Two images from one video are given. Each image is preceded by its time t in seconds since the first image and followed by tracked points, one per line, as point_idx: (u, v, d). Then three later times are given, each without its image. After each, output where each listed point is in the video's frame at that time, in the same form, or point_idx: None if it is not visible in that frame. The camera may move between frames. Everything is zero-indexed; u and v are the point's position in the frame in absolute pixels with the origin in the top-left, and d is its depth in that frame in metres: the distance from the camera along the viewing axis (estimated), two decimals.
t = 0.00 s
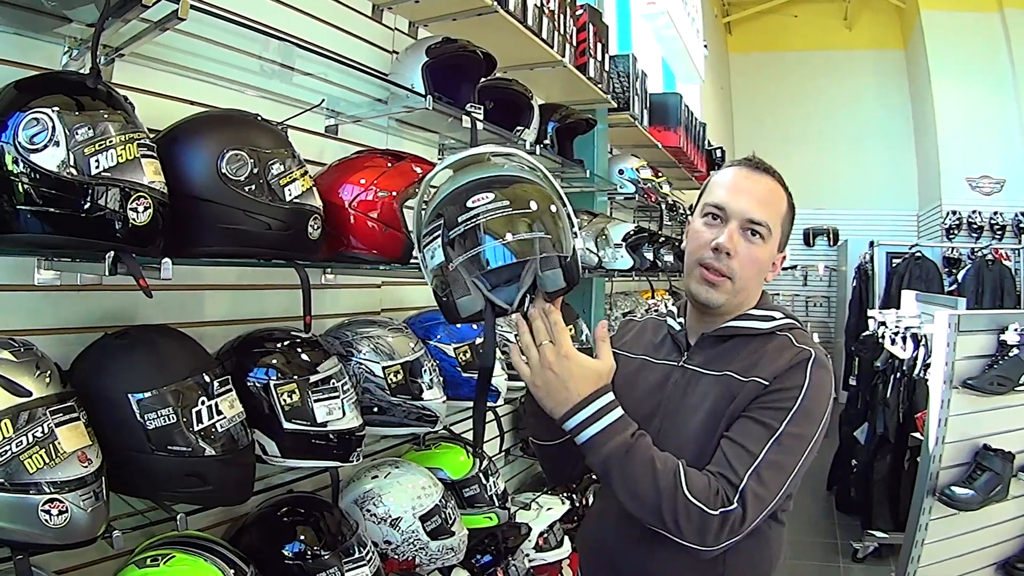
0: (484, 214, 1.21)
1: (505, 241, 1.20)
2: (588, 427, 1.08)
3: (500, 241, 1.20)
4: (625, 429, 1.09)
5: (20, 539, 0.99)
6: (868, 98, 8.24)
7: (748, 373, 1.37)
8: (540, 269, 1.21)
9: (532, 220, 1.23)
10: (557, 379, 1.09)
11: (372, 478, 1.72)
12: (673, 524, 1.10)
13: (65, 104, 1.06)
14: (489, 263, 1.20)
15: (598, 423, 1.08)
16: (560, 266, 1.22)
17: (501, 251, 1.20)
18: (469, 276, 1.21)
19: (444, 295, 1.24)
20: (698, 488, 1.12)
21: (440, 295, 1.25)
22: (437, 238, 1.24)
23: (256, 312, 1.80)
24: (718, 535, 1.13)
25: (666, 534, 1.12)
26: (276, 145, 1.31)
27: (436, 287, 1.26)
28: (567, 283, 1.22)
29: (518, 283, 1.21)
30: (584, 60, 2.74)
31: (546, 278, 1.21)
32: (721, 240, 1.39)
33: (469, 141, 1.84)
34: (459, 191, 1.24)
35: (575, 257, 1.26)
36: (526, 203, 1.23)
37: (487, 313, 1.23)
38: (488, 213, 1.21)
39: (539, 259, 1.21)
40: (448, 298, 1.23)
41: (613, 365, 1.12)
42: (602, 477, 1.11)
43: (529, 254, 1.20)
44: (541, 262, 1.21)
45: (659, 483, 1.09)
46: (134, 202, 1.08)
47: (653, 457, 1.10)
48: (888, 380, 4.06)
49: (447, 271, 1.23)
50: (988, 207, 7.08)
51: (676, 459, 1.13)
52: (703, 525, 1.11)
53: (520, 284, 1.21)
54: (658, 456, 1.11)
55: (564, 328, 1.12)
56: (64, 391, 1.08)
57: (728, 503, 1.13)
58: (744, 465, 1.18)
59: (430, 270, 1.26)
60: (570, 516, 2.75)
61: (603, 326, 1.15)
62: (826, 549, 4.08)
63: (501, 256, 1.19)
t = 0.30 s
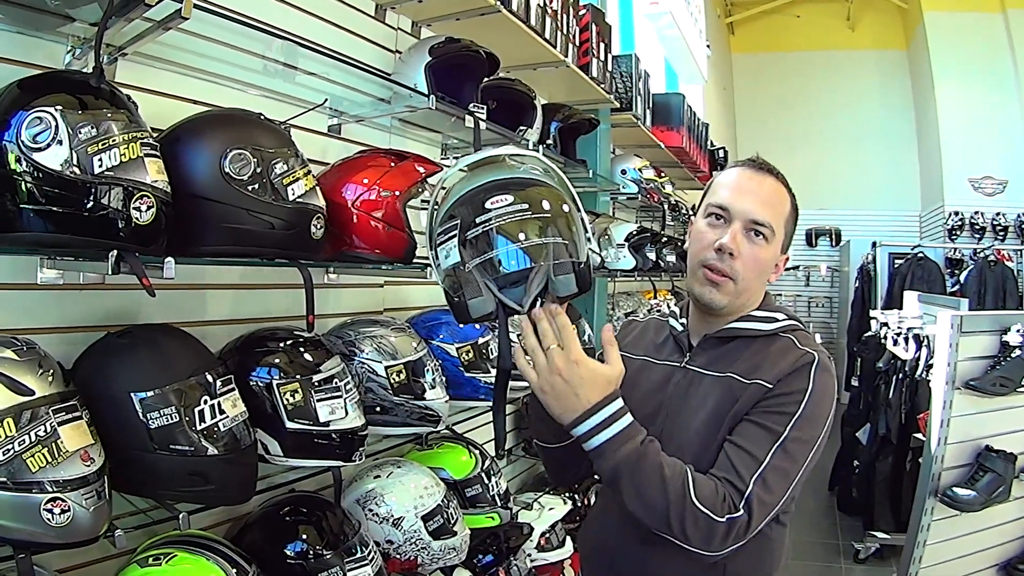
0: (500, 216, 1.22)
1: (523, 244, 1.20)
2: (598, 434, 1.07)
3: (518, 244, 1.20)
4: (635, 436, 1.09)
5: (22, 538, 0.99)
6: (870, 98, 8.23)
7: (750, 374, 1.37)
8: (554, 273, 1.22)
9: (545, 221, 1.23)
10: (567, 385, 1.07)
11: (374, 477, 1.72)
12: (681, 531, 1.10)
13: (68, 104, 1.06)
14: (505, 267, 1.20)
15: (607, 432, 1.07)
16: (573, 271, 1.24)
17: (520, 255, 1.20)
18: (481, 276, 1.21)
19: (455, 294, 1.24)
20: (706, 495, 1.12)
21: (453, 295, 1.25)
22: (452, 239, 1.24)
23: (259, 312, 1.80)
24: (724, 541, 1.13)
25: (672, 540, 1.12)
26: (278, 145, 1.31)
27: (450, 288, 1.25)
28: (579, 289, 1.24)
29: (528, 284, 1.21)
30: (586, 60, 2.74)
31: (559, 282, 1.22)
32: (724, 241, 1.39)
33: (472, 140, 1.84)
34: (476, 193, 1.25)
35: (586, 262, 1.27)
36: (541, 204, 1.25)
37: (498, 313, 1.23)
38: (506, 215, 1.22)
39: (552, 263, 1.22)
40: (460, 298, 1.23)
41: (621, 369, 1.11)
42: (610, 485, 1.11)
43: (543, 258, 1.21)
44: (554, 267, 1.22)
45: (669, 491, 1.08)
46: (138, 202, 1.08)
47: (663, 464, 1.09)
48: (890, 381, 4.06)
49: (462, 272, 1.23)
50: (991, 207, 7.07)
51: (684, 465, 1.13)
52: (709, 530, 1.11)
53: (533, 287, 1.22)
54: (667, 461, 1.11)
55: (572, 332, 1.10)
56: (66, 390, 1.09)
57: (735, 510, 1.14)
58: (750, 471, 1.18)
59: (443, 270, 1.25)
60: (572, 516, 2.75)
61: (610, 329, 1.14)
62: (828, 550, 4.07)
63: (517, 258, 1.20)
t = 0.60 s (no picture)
0: (507, 215, 1.22)
1: (530, 244, 1.20)
2: (615, 453, 1.04)
3: (526, 244, 1.20)
4: (653, 453, 1.07)
5: (22, 534, 0.99)
6: (872, 97, 8.22)
7: (752, 375, 1.37)
8: (559, 273, 1.22)
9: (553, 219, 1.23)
10: (580, 401, 1.03)
11: (375, 474, 1.72)
12: (703, 546, 1.10)
13: (69, 99, 1.06)
14: (512, 268, 1.20)
15: (626, 448, 1.04)
16: (578, 272, 1.24)
17: (528, 255, 1.20)
18: (487, 276, 1.21)
19: (460, 294, 1.24)
20: (725, 508, 1.11)
21: (457, 293, 1.24)
22: (459, 237, 1.24)
23: (261, 309, 1.80)
24: (744, 554, 1.12)
25: (693, 553, 1.11)
26: (280, 141, 1.31)
27: (454, 287, 1.25)
28: (584, 289, 1.25)
29: (532, 282, 1.22)
30: (588, 57, 2.73)
31: (564, 283, 1.23)
32: (725, 240, 1.39)
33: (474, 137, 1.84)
34: (483, 191, 1.24)
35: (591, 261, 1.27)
36: (548, 203, 1.25)
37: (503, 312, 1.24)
38: (513, 215, 1.22)
39: (557, 264, 1.22)
40: (464, 297, 1.23)
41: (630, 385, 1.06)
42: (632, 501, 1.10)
43: (552, 259, 1.21)
44: (559, 267, 1.22)
45: (690, 505, 1.08)
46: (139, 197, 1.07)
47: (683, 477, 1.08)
48: (891, 380, 4.06)
49: (467, 270, 1.22)
50: (993, 206, 7.05)
51: (702, 477, 1.13)
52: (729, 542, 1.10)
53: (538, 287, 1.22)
54: (685, 475, 1.10)
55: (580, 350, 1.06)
56: (67, 386, 1.08)
57: (754, 521, 1.13)
58: (763, 480, 1.17)
59: (448, 268, 1.25)
60: (574, 513, 2.75)
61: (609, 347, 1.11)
62: (829, 549, 4.08)
63: (528, 260, 1.20)
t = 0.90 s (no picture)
0: (495, 209, 1.25)
1: (516, 238, 1.23)
2: None
3: (512, 237, 1.23)
4: None
5: (22, 532, 0.99)
6: (874, 96, 8.21)
7: (756, 381, 1.38)
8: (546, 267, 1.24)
9: (547, 213, 1.26)
10: None
11: (375, 472, 1.72)
12: None
13: (70, 95, 1.05)
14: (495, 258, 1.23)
15: None
16: (567, 268, 1.25)
17: (513, 248, 1.23)
18: (473, 267, 1.25)
19: (450, 284, 1.28)
20: None
21: (447, 283, 1.29)
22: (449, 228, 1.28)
23: (261, 306, 1.80)
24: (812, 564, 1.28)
25: None
26: (280, 138, 1.30)
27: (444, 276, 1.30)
28: (572, 285, 1.26)
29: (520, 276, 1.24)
30: (590, 55, 2.73)
31: (553, 278, 1.25)
32: (720, 238, 1.38)
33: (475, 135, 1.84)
34: (473, 185, 1.27)
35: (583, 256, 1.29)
36: (539, 199, 1.26)
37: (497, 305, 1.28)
38: (500, 209, 1.24)
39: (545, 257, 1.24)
40: (454, 287, 1.27)
41: None
42: None
43: (540, 253, 1.23)
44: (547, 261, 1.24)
45: None
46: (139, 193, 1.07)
47: None
48: (892, 379, 4.05)
49: (454, 261, 1.27)
50: (994, 206, 7.04)
51: None
52: None
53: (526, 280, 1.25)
54: None
55: None
56: (67, 383, 1.08)
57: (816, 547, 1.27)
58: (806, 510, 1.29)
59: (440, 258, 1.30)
60: (574, 512, 2.75)
61: None
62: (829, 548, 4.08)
63: (512, 253, 1.23)
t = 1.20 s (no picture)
0: (483, 198, 1.27)
1: (499, 228, 1.26)
2: None
3: (495, 228, 1.26)
4: None
5: (20, 532, 0.98)
6: (874, 96, 8.21)
7: (771, 390, 1.40)
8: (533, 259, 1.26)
9: (535, 203, 1.29)
10: None
11: (374, 472, 1.72)
12: None
13: (68, 95, 1.05)
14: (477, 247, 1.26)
15: None
16: (555, 260, 1.27)
17: (494, 238, 1.25)
18: (456, 258, 1.28)
19: (439, 274, 1.31)
20: None
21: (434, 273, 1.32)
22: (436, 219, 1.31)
23: (260, 306, 1.80)
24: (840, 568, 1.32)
25: None
26: (279, 138, 1.30)
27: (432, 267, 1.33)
28: (559, 277, 1.28)
29: (507, 268, 1.27)
30: (590, 55, 2.73)
31: (540, 271, 1.27)
32: (727, 241, 1.37)
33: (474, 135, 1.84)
34: (462, 175, 1.30)
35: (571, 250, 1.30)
36: (529, 191, 1.28)
37: (483, 296, 1.30)
38: (488, 198, 1.27)
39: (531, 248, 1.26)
40: (441, 277, 1.30)
41: None
42: None
43: (526, 242, 1.26)
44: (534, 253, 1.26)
45: None
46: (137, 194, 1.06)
47: None
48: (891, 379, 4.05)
49: (439, 250, 1.30)
50: (994, 206, 7.04)
51: None
52: None
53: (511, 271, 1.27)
54: None
55: None
56: (66, 383, 1.08)
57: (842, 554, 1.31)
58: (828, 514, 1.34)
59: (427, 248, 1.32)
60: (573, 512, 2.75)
61: None
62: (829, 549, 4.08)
63: (496, 242, 1.25)
